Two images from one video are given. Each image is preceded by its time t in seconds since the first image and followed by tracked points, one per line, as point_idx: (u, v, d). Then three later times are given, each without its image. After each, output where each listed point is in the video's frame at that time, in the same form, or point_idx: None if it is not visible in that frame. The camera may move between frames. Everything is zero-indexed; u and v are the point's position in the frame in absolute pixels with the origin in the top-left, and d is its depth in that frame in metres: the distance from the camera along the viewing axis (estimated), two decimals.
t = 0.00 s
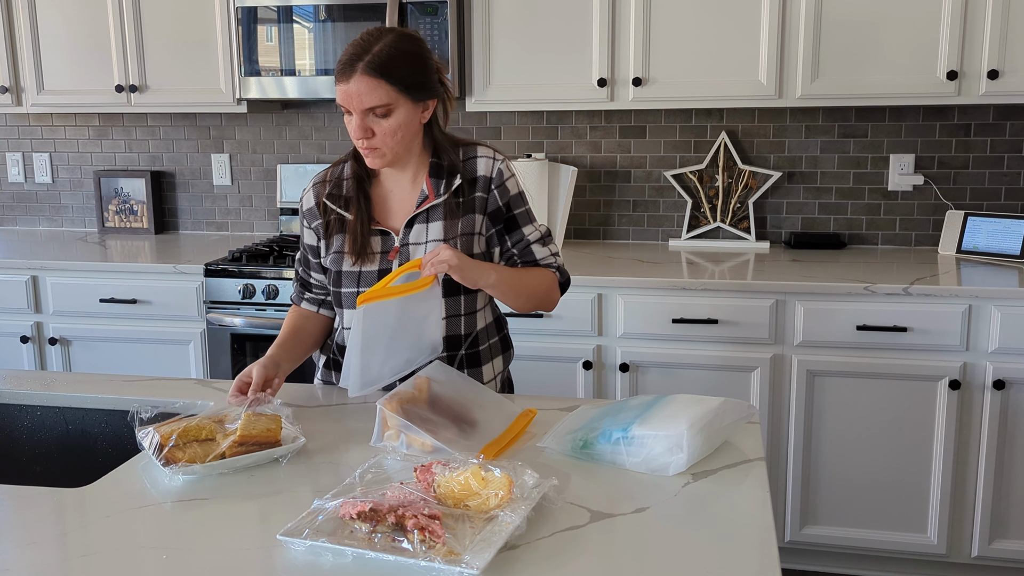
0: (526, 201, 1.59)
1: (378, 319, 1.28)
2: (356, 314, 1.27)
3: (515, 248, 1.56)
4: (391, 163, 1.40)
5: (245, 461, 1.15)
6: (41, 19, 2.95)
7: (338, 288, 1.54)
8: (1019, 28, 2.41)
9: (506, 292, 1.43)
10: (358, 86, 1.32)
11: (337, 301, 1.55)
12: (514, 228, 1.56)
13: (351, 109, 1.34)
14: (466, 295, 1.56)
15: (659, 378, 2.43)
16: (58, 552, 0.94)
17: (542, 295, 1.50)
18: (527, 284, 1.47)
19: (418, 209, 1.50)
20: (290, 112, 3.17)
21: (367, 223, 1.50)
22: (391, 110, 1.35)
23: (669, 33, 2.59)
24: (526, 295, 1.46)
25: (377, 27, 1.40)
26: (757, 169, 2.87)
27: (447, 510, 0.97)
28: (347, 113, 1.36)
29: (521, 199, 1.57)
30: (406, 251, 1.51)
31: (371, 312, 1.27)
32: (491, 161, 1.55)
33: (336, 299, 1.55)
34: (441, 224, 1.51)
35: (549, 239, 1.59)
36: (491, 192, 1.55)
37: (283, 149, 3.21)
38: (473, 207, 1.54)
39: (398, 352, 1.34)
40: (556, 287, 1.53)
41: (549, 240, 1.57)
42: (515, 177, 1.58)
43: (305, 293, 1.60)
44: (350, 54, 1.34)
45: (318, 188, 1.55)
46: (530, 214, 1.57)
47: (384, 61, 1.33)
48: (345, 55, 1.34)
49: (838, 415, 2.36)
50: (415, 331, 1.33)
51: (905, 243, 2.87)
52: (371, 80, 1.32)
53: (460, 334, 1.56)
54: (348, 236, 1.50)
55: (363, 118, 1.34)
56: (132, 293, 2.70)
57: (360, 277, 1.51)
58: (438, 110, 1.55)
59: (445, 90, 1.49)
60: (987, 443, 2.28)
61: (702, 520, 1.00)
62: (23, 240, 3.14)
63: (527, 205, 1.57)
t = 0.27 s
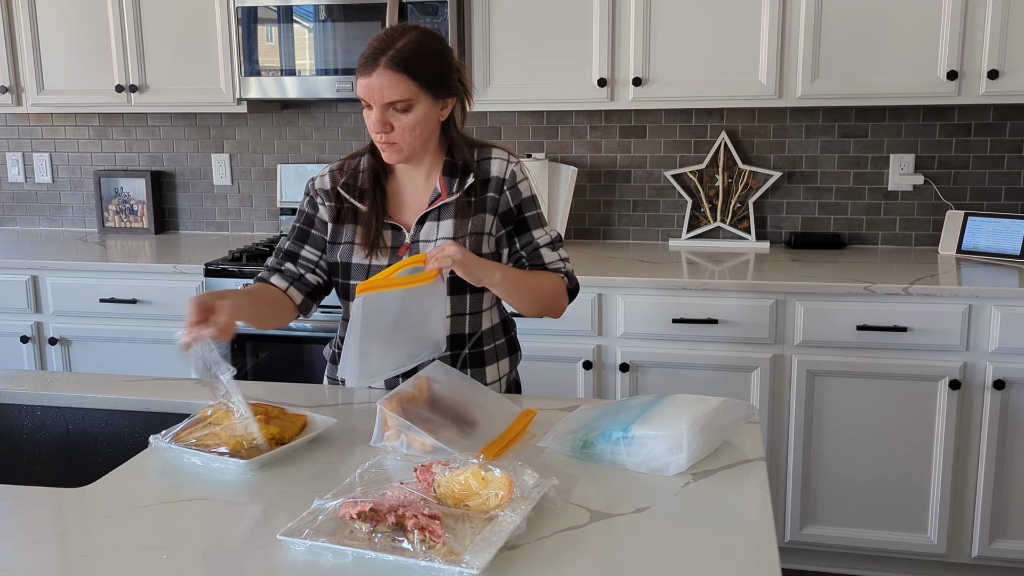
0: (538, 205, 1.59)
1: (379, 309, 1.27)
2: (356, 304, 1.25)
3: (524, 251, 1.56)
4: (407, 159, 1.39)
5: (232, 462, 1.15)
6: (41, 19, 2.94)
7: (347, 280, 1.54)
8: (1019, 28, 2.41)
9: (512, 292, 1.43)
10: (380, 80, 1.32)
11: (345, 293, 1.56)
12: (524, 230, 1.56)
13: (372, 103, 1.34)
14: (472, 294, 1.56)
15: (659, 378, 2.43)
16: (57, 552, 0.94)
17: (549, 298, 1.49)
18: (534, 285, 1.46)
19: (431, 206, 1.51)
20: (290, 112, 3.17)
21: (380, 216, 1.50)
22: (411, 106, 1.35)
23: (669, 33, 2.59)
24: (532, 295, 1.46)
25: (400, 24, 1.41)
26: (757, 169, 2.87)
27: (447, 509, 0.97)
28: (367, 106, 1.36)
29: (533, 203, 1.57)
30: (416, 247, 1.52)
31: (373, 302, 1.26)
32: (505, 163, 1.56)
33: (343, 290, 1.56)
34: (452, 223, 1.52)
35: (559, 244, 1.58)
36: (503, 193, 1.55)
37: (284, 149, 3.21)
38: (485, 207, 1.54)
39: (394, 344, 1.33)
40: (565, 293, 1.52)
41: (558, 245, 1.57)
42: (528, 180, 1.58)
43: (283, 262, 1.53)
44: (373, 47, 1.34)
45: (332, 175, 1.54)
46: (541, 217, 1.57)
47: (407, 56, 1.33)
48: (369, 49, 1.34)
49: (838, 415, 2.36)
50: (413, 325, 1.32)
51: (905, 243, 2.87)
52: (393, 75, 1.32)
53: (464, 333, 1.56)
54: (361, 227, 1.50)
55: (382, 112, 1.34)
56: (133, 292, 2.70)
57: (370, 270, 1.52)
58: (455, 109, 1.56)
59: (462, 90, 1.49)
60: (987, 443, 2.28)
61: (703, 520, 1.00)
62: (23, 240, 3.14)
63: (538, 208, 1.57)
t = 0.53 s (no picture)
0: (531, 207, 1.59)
1: (372, 320, 1.23)
2: (349, 316, 1.21)
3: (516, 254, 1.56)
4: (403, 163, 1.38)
5: (208, 455, 1.17)
6: (41, 19, 2.94)
7: (340, 287, 1.54)
8: (1019, 28, 2.41)
9: (505, 296, 1.41)
10: (378, 83, 1.31)
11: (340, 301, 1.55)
12: (516, 232, 1.56)
13: (368, 106, 1.33)
14: (469, 298, 1.56)
15: (659, 378, 2.43)
16: (57, 553, 0.94)
17: (541, 301, 1.47)
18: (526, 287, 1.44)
19: (424, 210, 1.51)
20: (290, 112, 3.17)
21: (373, 221, 1.50)
22: (409, 109, 1.35)
23: (669, 33, 2.59)
24: (525, 298, 1.44)
25: (394, 27, 1.41)
26: (757, 169, 2.87)
27: (447, 510, 0.97)
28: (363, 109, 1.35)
29: (526, 205, 1.57)
30: (411, 252, 1.52)
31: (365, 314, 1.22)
32: (498, 165, 1.56)
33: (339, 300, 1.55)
34: (446, 227, 1.52)
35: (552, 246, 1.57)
36: (496, 196, 1.55)
37: (283, 149, 3.21)
38: (478, 211, 1.54)
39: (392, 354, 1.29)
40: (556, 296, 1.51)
41: (551, 248, 1.56)
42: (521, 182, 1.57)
43: (283, 280, 1.55)
44: (369, 51, 1.34)
45: (321, 181, 1.54)
46: (534, 220, 1.57)
47: (403, 59, 1.33)
48: (365, 51, 1.33)
49: (838, 415, 2.36)
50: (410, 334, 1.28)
51: (905, 243, 2.87)
52: (391, 77, 1.32)
53: (463, 336, 1.56)
54: (354, 234, 1.50)
55: (380, 115, 1.33)
56: (133, 293, 2.70)
57: (363, 276, 1.52)
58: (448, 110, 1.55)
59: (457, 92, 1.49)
60: (987, 443, 2.28)
61: (703, 520, 1.00)
62: (23, 240, 3.14)
63: (531, 211, 1.57)
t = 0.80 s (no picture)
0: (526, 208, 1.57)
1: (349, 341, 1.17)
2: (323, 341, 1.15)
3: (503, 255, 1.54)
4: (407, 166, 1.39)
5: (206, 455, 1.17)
6: (41, 19, 2.95)
7: (339, 287, 1.54)
8: (1019, 27, 2.41)
9: (486, 307, 1.40)
10: (385, 88, 1.31)
11: (337, 299, 1.56)
12: (506, 233, 1.54)
13: (374, 109, 1.33)
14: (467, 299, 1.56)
15: (659, 378, 2.44)
16: (57, 553, 0.94)
17: (525, 306, 1.45)
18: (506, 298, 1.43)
19: (424, 211, 1.51)
20: (290, 112, 3.17)
21: (374, 221, 1.50)
22: (415, 112, 1.35)
23: (669, 33, 2.59)
24: (505, 304, 1.42)
25: (396, 26, 1.40)
26: (757, 169, 2.87)
27: (447, 510, 0.97)
28: (368, 112, 1.35)
29: (520, 206, 1.55)
30: (410, 253, 1.52)
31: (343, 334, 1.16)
32: (495, 166, 1.55)
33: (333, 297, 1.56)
34: (445, 228, 1.52)
35: (545, 249, 1.55)
36: (490, 197, 1.54)
37: (283, 149, 3.21)
38: (476, 211, 1.54)
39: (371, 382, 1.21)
40: (546, 300, 1.49)
41: (540, 251, 1.53)
42: (517, 183, 1.57)
43: (268, 269, 1.52)
44: (375, 53, 1.32)
45: (321, 177, 1.54)
46: (525, 221, 1.55)
47: (410, 63, 1.33)
48: (371, 54, 1.32)
49: (838, 415, 2.36)
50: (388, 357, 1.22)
51: (905, 243, 2.87)
52: (399, 81, 1.32)
53: (462, 336, 1.56)
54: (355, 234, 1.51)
55: (388, 119, 1.33)
56: (133, 293, 2.70)
57: (363, 276, 1.52)
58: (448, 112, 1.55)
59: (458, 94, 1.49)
60: (987, 443, 2.28)
61: (703, 520, 1.00)
62: (23, 240, 3.14)
63: (524, 212, 1.55)
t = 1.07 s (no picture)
0: (522, 205, 1.53)
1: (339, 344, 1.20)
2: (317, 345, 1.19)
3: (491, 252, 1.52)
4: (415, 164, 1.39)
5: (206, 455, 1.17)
6: (41, 19, 2.94)
7: (340, 284, 1.54)
8: (1019, 27, 2.41)
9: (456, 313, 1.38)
10: (398, 86, 1.31)
11: (336, 296, 1.56)
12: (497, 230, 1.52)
13: (386, 107, 1.32)
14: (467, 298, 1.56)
15: (659, 378, 2.43)
16: (57, 553, 0.94)
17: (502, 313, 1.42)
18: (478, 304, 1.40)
19: (425, 210, 1.51)
20: (290, 112, 3.17)
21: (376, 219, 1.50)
22: (425, 111, 1.35)
23: (669, 33, 2.59)
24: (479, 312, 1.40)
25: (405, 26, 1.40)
26: (757, 169, 2.87)
27: (447, 510, 0.97)
28: (379, 110, 1.34)
29: (514, 204, 1.52)
30: (410, 252, 1.52)
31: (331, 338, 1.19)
32: (495, 164, 1.54)
33: (331, 293, 1.56)
34: (444, 226, 1.52)
35: (533, 248, 1.49)
36: (484, 194, 1.53)
37: (283, 149, 3.21)
38: (474, 209, 1.53)
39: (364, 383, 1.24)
40: (528, 305, 1.44)
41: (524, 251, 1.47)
42: (515, 180, 1.54)
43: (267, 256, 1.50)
44: (387, 52, 1.32)
45: (325, 172, 1.54)
46: (514, 219, 1.50)
47: (422, 62, 1.33)
48: (383, 52, 1.32)
49: (838, 415, 2.36)
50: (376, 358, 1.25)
51: (905, 243, 2.87)
52: (410, 80, 1.32)
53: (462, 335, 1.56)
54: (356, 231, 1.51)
55: (398, 117, 1.33)
56: (132, 293, 2.70)
57: (363, 274, 1.53)
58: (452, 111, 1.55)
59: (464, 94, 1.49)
60: (987, 443, 2.28)
61: (703, 520, 1.00)
62: (23, 240, 3.14)
63: (516, 209, 1.51)
